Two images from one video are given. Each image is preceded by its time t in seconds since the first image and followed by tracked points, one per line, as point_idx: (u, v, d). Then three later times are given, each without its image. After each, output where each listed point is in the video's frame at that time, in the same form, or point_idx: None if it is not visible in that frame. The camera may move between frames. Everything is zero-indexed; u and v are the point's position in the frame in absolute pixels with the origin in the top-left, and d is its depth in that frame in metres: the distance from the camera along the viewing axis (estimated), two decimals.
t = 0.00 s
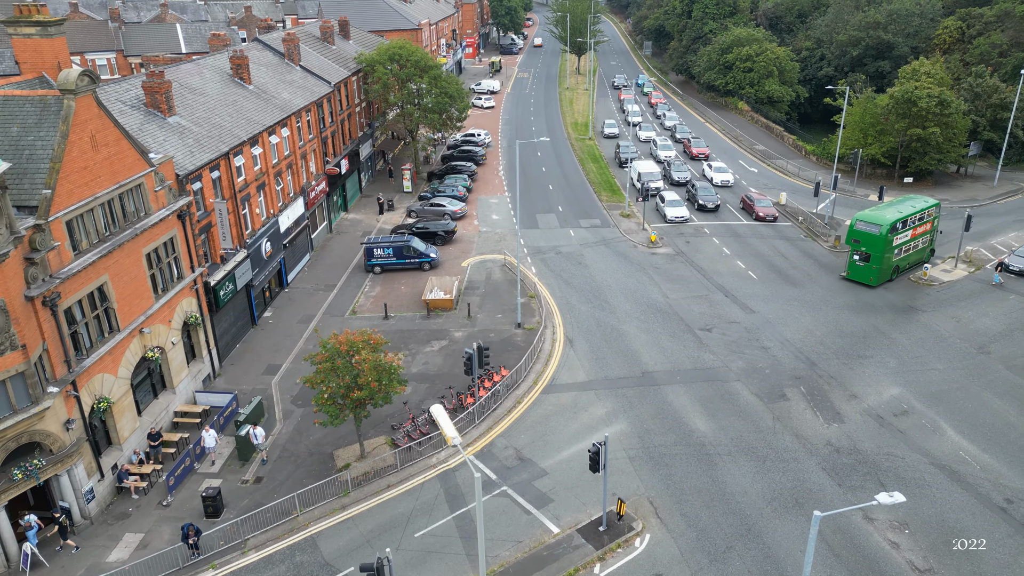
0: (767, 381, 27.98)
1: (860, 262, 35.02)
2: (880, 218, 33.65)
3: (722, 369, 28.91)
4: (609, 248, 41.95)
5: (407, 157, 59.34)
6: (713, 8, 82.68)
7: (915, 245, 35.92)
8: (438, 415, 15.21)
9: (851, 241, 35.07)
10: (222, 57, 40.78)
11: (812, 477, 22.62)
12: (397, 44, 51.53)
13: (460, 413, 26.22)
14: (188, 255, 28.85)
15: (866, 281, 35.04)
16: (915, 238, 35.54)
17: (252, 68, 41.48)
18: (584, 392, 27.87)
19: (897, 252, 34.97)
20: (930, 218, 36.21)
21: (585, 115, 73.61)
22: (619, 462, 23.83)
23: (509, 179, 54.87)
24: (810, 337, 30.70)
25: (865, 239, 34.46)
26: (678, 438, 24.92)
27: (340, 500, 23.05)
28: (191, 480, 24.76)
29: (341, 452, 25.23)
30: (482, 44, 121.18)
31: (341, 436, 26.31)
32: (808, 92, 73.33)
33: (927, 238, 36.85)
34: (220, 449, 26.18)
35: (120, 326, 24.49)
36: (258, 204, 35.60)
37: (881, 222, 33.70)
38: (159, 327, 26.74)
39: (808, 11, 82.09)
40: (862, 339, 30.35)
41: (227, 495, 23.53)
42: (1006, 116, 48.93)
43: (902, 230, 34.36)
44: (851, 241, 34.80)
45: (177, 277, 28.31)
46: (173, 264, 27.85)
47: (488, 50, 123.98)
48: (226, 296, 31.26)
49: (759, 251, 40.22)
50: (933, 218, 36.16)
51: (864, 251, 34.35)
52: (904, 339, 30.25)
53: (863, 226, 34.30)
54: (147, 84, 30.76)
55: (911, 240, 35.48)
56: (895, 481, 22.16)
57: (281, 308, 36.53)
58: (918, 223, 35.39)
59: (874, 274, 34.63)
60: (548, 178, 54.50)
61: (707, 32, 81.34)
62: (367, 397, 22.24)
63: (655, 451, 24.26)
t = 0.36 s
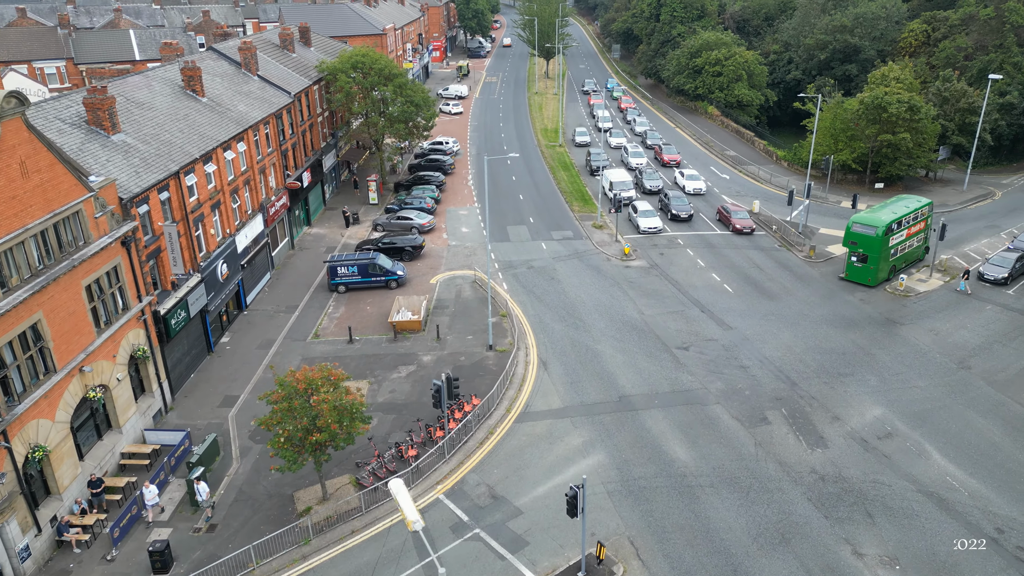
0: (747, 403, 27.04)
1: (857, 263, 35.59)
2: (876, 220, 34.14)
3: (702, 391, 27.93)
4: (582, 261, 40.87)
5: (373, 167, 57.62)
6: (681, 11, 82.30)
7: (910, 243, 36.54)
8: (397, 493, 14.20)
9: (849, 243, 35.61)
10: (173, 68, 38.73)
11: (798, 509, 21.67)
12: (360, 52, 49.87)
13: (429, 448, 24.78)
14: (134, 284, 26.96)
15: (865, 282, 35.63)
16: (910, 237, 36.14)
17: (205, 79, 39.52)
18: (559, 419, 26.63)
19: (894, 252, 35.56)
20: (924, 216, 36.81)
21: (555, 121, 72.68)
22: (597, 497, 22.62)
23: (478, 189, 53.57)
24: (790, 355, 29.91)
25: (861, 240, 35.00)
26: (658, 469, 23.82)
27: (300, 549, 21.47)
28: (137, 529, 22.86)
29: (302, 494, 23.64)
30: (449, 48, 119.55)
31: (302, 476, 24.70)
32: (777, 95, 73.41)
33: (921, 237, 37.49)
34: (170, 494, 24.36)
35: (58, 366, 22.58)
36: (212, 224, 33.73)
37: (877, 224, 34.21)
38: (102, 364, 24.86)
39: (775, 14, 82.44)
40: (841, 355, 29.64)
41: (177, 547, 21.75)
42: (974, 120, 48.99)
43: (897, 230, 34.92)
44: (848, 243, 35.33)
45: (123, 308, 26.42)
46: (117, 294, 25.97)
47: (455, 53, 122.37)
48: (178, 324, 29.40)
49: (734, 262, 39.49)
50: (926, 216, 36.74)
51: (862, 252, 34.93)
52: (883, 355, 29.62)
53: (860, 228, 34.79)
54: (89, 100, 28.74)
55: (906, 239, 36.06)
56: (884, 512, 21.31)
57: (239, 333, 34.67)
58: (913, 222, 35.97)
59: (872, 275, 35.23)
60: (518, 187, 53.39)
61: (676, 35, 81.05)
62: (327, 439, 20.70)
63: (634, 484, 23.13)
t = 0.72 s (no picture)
0: (729, 439, 25.90)
1: (855, 274, 36.35)
2: (871, 231, 35.00)
3: (682, 428, 26.74)
4: (555, 286, 39.61)
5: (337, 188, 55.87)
6: (648, 26, 82.14)
7: (905, 253, 37.39)
8: None
9: (845, 255, 36.40)
10: (121, 91, 36.72)
11: (787, 558, 20.48)
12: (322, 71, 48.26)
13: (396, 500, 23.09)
14: (73, 329, 24.96)
15: (863, 292, 36.38)
16: (905, 247, 36.97)
17: (156, 103, 37.57)
18: (534, 462, 25.19)
19: (890, 262, 36.39)
20: (916, 226, 37.72)
21: (524, 138, 71.77)
22: (575, 551, 21.18)
23: (448, 210, 52.20)
24: (770, 385, 28.91)
25: (857, 251, 35.83)
26: (639, 516, 22.50)
27: None
28: None
29: (257, 556, 21.77)
30: (416, 62, 118.25)
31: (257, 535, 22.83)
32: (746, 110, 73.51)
33: (915, 247, 38.33)
34: (112, 560, 22.29)
35: None
36: (163, 258, 31.76)
37: (872, 235, 35.02)
38: (36, 419, 22.78)
39: (742, 29, 82.97)
40: (823, 385, 28.74)
41: None
42: (942, 136, 49.05)
43: (892, 240, 35.78)
44: (845, 255, 36.11)
45: (60, 355, 24.40)
46: (53, 341, 23.95)
47: (422, 68, 121.08)
48: (123, 369, 27.38)
49: (710, 285, 38.60)
50: (919, 227, 37.65)
51: (859, 264, 35.75)
52: (866, 383, 28.78)
53: (856, 240, 35.61)
54: (24, 130, 26.70)
55: (900, 250, 36.86)
56: (876, 559, 20.24)
57: (193, 373, 32.63)
58: (907, 232, 36.85)
59: (869, 285, 35.98)
60: (488, 208, 52.18)
61: (644, 50, 80.96)
62: (281, 502, 18.92)
63: (615, 534, 21.77)
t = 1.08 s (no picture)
0: (715, 479, 24.72)
1: (852, 283, 36.90)
2: (868, 242, 35.58)
3: (664, 466, 25.54)
4: (531, 313, 38.28)
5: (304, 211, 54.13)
6: (620, 43, 82.00)
7: (899, 264, 38.09)
8: None
9: (842, 265, 36.93)
10: (69, 117, 34.83)
11: None
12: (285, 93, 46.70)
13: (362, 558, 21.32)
14: (9, 378, 22.99)
15: (860, 302, 36.92)
16: (899, 258, 37.64)
17: (107, 129, 35.73)
18: (510, 510, 23.70)
19: (885, 271, 37.02)
20: (909, 237, 38.50)
21: (497, 156, 70.81)
22: None
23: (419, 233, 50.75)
24: (754, 419, 27.86)
25: (855, 262, 36.35)
26: (623, 568, 21.11)
27: None
28: None
29: None
30: (386, 79, 117.03)
31: None
32: (718, 126, 73.51)
33: (907, 257, 39.10)
34: None
35: None
36: (113, 295, 29.86)
37: (869, 246, 35.62)
38: None
39: (712, 45, 83.35)
40: (808, 417, 27.77)
41: None
42: (915, 153, 49.26)
43: (888, 251, 36.43)
44: (842, 265, 36.65)
45: None
46: None
47: (393, 84, 119.82)
48: (67, 418, 25.41)
49: (688, 310, 37.63)
50: (911, 238, 38.45)
51: (856, 273, 36.30)
52: (851, 414, 27.88)
53: (853, 250, 36.17)
54: None
55: (894, 260, 37.53)
56: None
57: (147, 416, 30.65)
58: (901, 243, 37.59)
59: (867, 295, 36.54)
60: (461, 231, 50.83)
61: (615, 67, 80.79)
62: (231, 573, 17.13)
63: None
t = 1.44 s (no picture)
0: (699, 526, 23.29)
1: (848, 296, 37.47)
2: (863, 255, 36.18)
3: (645, 513, 24.04)
4: (502, 343, 36.72)
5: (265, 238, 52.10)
6: (589, 61, 81.71)
7: (892, 276, 38.77)
8: None
9: (837, 278, 37.52)
10: (5, 147, 32.59)
11: None
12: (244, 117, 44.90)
13: None
14: None
15: (855, 314, 37.50)
16: (892, 271, 38.32)
17: (48, 159, 33.55)
18: (482, 568, 21.94)
19: (880, 284, 37.66)
20: (901, 250, 39.24)
21: (466, 176, 69.63)
22: None
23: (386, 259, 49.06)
24: (737, 458, 26.61)
25: (850, 275, 36.94)
26: None
27: None
28: None
29: None
30: (353, 97, 115.42)
31: None
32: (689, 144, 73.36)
33: (899, 270, 39.74)
34: None
35: None
36: (51, 339, 27.67)
37: (863, 259, 36.21)
38: None
39: (680, 63, 83.54)
40: (793, 454, 26.61)
41: None
42: (885, 172, 49.19)
43: (882, 263, 37.10)
44: (837, 278, 37.17)
45: None
46: None
47: (360, 102, 118.22)
48: None
49: (665, 338, 36.47)
50: (902, 250, 39.15)
51: (851, 286, 36.84)
52: (837, 450, 26.80)
53: (848, 263, 36.74)
54: None
55: (887, 273, 38.16)
56: None
57: (89, 470, 28.33)
58: (893, 256, 38.28)
59: (862, 307, 37.13)
60: (430, 257, 49.23)
61: (585, 85, 80.43)
62: None
63: None
